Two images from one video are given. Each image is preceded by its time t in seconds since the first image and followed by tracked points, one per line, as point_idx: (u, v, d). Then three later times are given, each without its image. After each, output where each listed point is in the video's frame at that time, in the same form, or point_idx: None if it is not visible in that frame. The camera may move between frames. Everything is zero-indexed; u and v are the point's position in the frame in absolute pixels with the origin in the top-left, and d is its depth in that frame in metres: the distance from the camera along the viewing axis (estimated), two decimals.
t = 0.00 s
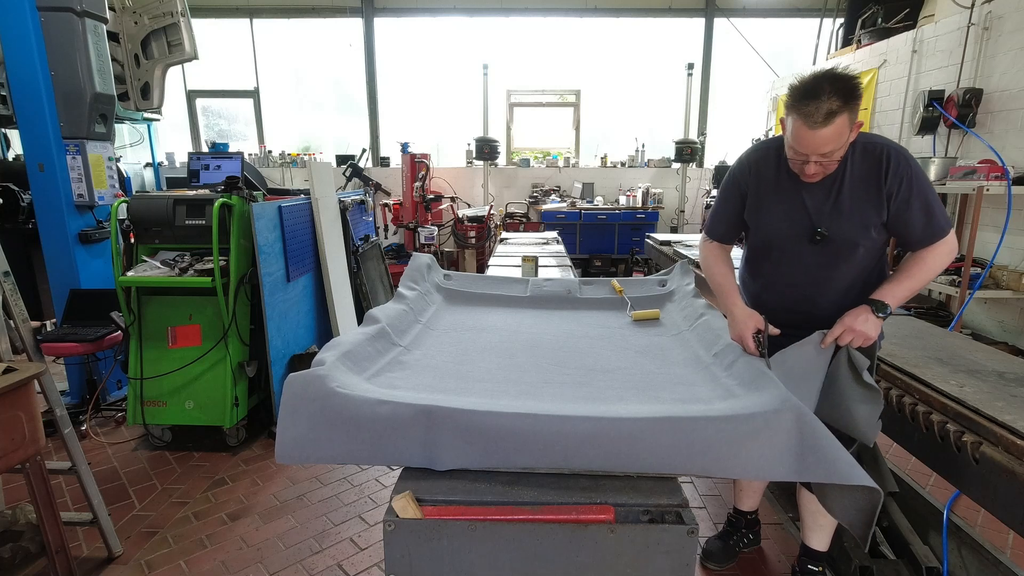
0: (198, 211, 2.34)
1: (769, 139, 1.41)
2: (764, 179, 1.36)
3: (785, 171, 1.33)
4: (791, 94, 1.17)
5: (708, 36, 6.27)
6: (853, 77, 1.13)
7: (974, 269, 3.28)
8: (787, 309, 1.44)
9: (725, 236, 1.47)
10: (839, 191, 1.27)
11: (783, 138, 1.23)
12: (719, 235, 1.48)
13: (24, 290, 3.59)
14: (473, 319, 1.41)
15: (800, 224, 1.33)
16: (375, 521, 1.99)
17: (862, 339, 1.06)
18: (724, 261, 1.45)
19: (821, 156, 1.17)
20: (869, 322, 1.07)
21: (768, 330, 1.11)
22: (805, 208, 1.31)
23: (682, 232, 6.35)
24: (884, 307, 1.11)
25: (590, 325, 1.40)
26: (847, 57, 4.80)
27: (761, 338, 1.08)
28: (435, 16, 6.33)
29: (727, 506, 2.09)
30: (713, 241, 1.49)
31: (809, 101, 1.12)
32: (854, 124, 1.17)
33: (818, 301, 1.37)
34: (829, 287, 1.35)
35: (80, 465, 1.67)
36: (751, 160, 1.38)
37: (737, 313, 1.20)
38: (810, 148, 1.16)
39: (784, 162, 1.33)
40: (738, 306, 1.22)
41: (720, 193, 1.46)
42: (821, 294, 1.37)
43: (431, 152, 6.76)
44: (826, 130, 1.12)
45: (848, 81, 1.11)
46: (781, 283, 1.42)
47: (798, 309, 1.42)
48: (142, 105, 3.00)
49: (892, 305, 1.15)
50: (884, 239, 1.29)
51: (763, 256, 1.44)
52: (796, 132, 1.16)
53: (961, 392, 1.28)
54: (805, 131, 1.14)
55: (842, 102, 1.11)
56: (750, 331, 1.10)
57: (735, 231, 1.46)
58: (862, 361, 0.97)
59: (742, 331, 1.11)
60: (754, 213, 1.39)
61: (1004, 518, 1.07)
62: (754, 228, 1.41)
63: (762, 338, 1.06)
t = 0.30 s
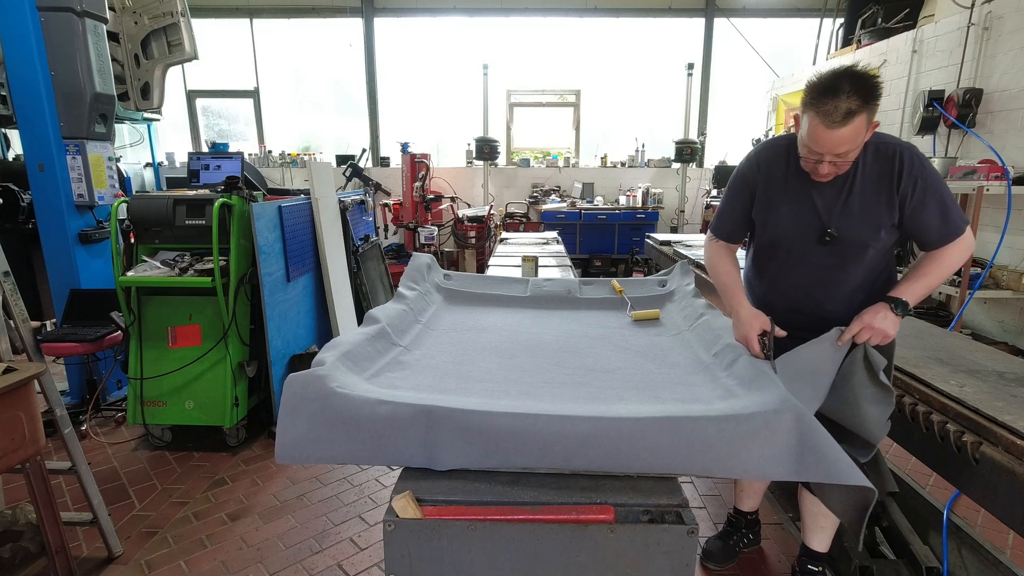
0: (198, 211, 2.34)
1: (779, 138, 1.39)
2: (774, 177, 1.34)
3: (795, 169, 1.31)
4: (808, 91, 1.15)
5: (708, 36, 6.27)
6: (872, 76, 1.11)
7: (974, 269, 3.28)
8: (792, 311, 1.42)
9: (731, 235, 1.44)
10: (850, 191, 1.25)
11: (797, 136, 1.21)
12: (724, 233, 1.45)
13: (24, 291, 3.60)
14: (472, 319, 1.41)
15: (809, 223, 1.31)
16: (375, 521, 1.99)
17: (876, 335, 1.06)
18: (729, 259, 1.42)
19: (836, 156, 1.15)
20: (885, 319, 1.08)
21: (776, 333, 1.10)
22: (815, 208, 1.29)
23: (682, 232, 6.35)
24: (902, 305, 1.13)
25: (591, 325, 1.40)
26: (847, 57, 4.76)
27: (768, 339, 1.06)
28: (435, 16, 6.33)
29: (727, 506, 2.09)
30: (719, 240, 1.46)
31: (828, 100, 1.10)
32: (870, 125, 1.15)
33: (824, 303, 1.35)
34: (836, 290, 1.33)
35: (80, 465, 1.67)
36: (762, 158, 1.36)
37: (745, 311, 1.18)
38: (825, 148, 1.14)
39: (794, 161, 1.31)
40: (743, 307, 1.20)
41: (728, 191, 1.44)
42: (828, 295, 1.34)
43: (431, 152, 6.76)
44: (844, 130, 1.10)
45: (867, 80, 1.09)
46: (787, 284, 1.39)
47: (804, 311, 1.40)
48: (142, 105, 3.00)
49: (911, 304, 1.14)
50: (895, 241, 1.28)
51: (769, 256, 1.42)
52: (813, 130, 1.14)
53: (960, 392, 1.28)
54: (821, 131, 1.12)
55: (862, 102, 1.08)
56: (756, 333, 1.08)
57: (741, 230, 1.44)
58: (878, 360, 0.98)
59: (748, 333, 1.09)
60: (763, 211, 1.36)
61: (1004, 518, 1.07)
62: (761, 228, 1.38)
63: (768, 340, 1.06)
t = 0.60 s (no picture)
0: (198, 211, 2.35)
1: (787, 135, 1.35)
2: (784, 176, 1.31)
3: (806, 168, 1.28)
4: (825, 87, 1.12)
5: (707, 36, 6.27)
6: (891, 73, 1.08)
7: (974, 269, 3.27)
8: (799, 313, 1.39)
9: (738, 235, 1.40)
10: (862, 191, 1.23)
11: (810, 133, 1.18)
12: (731, 233, 1.40)
13: (24, 290, 3.60)
14: (472, 319, 1.41)
15: (819, 223, 1.28)
16: (375, 521, 1.99)
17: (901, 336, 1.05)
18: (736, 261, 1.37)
19: (850, 154, 1.13)
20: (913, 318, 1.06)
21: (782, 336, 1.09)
22: (826, 208, 1.27)
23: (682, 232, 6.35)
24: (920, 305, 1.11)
25: (591, 325, 1.40)
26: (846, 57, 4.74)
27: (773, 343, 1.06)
28: (435, 16, 6.33)
29: (727, 506, 2.09)
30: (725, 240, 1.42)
31: (846, 96, 1.07)
32: (887, 123, 1.13)
33: (832, 303, 1.33)
34: (845, 290, 1.31)
35: (80, 465, 1.67)
36: (771, 156, 1.32)
37: (748, 312, 1.17)
38: (839, 145, 1.11)
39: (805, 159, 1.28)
40: (750, 307, 1.18)
41: (735, 189, 1.40)
42: (836, 296, 1.32)
43: (431, 152, 6.76)
44: (861, 127, 1.08)
45: (886, 77, 1.07)
46: (795, 285, 1.37)
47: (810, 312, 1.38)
48: (142, 105, 3.00)
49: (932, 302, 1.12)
50: (906, 241, 1.26)
51: (776, 257, 1.39)
52: (828, 125, 1.11)
53: (961, 392, 1.28)
54: (838, 128, 1.09)
55: (880, 99, 1.06)
56: (762, 335, 1.06)
57: (747, 230, 1.41)
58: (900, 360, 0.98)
59: (753, 336, 1.07)
60: (772, 211, 1.33)
61: (1005, 518, 1.07)
62: (769, 228, 1.35)
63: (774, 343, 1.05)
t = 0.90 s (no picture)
0: (198, 211, 2.35)
1: (796, 134, 1.34)
2: (793, 176, 1.29)
3: (816, 166, 1.27)
4: (840, 86, 1.11)
5: (707, 36, 6.27)
6: (907, 72, 1.07)
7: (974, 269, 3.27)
8: (805, 315, 1.38)
9: (743, 235, 1.39)
10: (872, 192, 1.22)
11: (822, 132, 1.17)
12: (737, 232, 1.39)
13: (24, 290, 3.60)
14: (472, 319, 1.41)
15: (827, 225, 1.27)
16: (375, 521, 1.99)
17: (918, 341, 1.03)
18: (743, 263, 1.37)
19: (861, 155, 1.12)
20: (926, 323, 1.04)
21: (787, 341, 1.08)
22: (835, 209, 1.25)
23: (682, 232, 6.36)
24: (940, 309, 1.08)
25: (591, 325, 1.40)
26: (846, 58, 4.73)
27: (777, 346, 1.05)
28: (435, 16, 6.33)
29: (727, 506, 2.09)
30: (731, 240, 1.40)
31: (860, 95, 1.06)
32: (901, 124, 1.12)
33: (840, 307, 1.32)
34: (852, 293, 1.30)
35: (80, 465, 1.67)
36: (781, 155, 1.31)
37: (752, 313, 1.18)
38: (851, 145, 1.10)
39: (814, 159, 1.27)
40: (754, 311, 1.18)
41: (741, 189, 1.38)
42: (844, 299, 1.31)
43: (431, 152, 6.76)
44: (874, 127, 1.07)
45: (901, 77, 1.06)
46: (801, 288, 1.36)
47: (815, 314, 1.37)
48: (142, 105, 3.00)
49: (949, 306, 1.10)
50: (917, 243, 1.25)
51: (783, 259, 1.38)
52: (840, 124, 1.10)
53: (960, 392, 1.28)
54: (851, 127, 1.08)
55: (894, 98, 1.05)
56: (764, 340, 1.06)
57: (753, 231, 1.39)
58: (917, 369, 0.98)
59: (756, 341, 1.06)
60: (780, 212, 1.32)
61: (1005, 518, 1.07)
62: (777, 229, 1.34)
63: (779, 346, 1.05)
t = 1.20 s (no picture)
0: (198, 211, 2.35)
1: (805, 134, 1.32)
2: (803, 177, 1.27)
3: (827, 165, 1.25)
4: (858, 84, 1.08)
5: (707, 36, 6.27)
6: (927, 72, 1.05)
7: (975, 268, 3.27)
8: (812, 319, 1.36)
9: (750, 237, 1.36)
10: (884, 194, 1.21)
11: (837, 131, 1.14)
12: (744, 233, 1.36)
13: (24, 290, 3.60)
14: (472, 319, 1.41)
15: (839, 227, 1.25)
16: (375, 521, 1.99)
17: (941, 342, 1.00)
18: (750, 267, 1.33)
19: (879, 155, 1.09)
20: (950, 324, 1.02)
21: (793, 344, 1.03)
22: (847, 211, 1.23)
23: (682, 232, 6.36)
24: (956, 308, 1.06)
25: (591, 325, 1.40)
26: (846, 58, 4.72)
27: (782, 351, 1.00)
28: (435, 16, 6.33)
29: (726, 506, 2.09)
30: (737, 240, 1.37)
31: (881, 93, 1.03)
32: (918, 125, 1.09)
33: (849, 310, 1.30)
34: (861, 296, 1.28)
35: (80, 465, 1.67)
36: (791, 155, 1.29)
37: (756, 314, 1.13)
38: (869, 144, 1.07)
39: (825, 159, 1.25)
40: (758, 313, 1.13)
41: (750, 188, 1.36)
42: (853, 302, 1.29)
43: (431, 152, 6.76)
44: (894, 126, 1.04)
45: (921, 76, 1.04)
46: (811, 291, 1.33)
47: (823, 318, 1.35)
48: (142, 105, 3.00)
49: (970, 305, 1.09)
50: (929, 245, 1.25)
51: (791, 261, 1.35)
52: (859, 122, 1.07)
53: (960, 392, 1.28)
54: (870, 125, 1.05)
55: (915, 98, 1.02)
56: (769, 343, 1.01)
57: (760, 233, 1.36)
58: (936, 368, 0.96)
59: (761, 344, 1.02)
60: (790, 213, 1.30)
61: (1004, 518, 1.07)
62: (785, 230, 1.32)
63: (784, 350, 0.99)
